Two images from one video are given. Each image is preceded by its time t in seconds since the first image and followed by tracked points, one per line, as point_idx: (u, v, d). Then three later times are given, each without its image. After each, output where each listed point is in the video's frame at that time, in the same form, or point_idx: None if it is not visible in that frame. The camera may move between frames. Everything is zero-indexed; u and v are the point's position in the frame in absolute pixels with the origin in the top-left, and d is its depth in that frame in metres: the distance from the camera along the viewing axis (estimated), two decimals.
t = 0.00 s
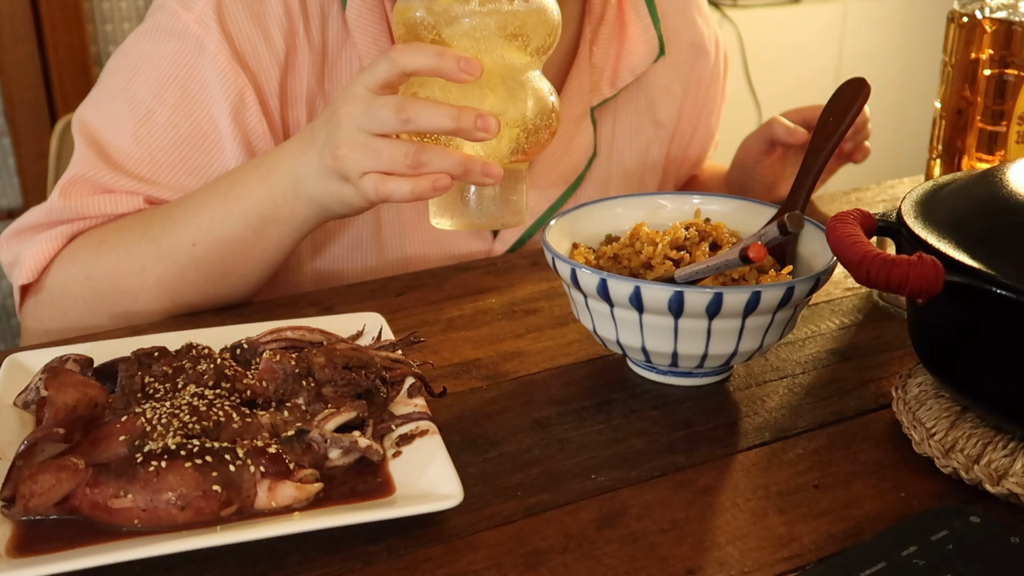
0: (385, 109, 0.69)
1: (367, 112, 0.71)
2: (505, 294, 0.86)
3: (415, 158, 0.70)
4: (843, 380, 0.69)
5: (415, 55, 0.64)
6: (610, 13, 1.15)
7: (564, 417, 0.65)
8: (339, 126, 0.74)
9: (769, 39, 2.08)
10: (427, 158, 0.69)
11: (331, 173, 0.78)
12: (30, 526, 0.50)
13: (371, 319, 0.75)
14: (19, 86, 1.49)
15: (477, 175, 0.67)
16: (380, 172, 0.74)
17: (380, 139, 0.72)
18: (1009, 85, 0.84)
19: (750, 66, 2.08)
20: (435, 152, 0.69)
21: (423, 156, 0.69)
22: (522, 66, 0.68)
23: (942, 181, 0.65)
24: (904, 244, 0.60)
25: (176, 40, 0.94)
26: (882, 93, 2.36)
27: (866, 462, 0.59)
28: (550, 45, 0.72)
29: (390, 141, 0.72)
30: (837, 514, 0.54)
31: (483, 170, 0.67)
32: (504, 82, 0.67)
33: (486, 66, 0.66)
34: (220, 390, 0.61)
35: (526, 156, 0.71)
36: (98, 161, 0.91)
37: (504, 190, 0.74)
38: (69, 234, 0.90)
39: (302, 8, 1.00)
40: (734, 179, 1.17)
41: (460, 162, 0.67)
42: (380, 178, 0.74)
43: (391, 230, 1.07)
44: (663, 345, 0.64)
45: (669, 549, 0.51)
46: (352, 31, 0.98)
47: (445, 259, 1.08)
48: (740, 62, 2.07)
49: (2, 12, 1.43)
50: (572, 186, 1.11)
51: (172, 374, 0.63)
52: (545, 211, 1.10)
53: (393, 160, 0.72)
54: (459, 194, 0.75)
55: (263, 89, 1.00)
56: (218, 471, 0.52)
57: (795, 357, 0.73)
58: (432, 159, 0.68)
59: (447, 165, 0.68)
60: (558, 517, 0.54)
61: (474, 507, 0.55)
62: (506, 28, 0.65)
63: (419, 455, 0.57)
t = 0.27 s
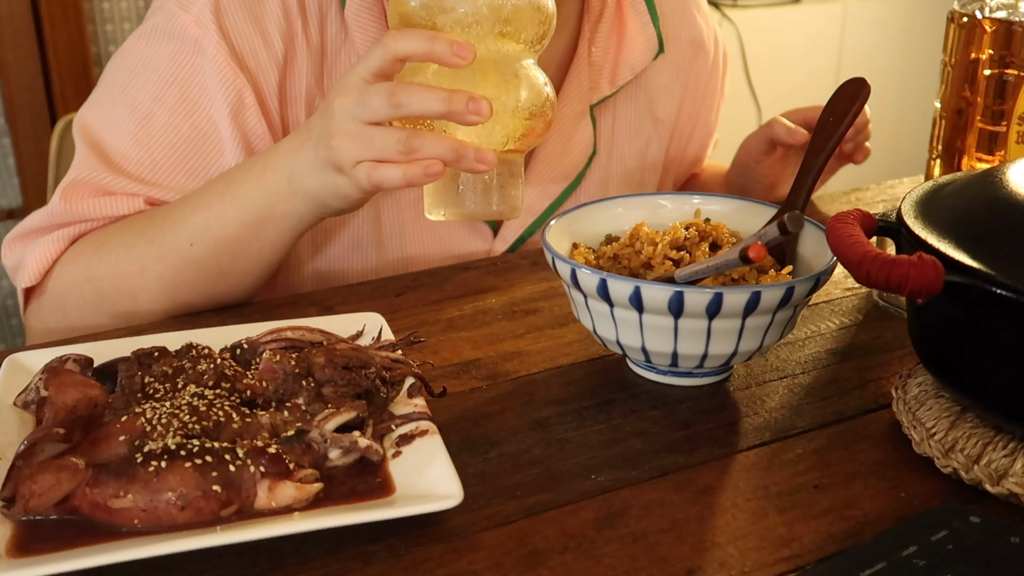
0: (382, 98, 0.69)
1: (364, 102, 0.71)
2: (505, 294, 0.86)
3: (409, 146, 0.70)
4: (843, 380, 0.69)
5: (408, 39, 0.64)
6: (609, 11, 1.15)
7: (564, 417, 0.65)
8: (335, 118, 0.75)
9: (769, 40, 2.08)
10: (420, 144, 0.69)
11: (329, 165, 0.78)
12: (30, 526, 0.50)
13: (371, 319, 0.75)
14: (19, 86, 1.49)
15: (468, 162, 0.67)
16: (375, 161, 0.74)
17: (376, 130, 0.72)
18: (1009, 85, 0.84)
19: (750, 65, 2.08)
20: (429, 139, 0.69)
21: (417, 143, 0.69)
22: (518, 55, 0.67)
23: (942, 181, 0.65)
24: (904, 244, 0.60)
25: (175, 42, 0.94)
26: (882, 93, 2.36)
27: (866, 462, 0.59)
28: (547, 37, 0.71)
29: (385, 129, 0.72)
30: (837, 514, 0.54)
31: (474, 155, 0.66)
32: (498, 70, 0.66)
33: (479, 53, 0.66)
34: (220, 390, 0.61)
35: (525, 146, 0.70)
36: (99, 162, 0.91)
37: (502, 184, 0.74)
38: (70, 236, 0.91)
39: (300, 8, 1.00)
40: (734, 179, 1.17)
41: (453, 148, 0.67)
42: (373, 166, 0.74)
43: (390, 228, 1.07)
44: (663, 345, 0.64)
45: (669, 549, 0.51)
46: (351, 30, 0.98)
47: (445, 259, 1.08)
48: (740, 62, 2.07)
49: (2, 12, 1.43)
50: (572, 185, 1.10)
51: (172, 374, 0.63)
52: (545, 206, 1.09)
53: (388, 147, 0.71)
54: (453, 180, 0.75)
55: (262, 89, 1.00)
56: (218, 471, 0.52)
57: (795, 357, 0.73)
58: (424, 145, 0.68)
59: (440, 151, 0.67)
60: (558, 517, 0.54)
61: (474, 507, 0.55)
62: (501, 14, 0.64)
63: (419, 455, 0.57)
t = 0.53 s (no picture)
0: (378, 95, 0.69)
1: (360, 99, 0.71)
2: (505, 294, 0.86)
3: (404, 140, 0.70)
4: (843, 380, 0.69)
5: (405, 35, 0.64)
6: (608, 8, 1.15)
7: (564, 417, 0.65)
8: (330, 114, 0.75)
9: (769, 40, 2.08)
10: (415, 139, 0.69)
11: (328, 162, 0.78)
12: (30, 526, 0.50)
13: (371, 319, 0.75)
14: (19, 86, 1.49)
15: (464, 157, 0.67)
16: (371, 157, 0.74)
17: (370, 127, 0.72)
18: (1009, 85, 0.85)
19: (750, 66, 2.08)
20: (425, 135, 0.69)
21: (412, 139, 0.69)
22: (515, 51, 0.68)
23: (942, 181, 0.65)
24: (904, 244, 0.60)
25: (174, 43, 0.94)
26: (882, 93, 2.36)
27: (866, 462, 0.59)
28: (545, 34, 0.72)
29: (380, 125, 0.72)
30: (837, 514, 0.54)
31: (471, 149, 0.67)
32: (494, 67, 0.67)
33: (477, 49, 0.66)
34: (220, 390, 0.61)
35: (523, 142, 0.71)
36: (100, 164, 0.91)
37: (500, 181, 0.74)
38: (72, 238, 0.91)
39: (299, 7, 1.00)
40: (734, 179, 1.17)
41: (450, 143, 0.67)
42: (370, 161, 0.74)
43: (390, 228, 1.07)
44: (663, 345, 0.64)
45: (669, 549, 0.51)
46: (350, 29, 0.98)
47: (445, 259, 1.08)
48: (740, 62, 2.07)
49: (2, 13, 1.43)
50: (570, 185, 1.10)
51: (172, 373, 0.63)
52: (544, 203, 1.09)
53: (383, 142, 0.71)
54: (449, 176, 0.74)
55: (262, 90, 1.00)
56: (218, 471, 0.52)
57: (795, 357, 0.73)
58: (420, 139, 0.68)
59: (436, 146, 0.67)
60: (558, 517, 0.54)
61: (474, 507, 0.55)
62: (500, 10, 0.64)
63: (419, 454, 0.57)
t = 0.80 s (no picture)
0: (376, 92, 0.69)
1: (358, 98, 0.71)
2: (505, 294, 0.86)
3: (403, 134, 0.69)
4: (843, 380, 0.69)
5: (403, 29, 0.64)
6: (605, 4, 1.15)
7: (564, 417, 0.65)
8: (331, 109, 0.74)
9: (769, 39, 2.08)
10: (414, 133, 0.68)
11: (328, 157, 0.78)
12: (30, 526, 0.50)
13: (371, 319, 0.75)
14: (19, 86, 1.50)
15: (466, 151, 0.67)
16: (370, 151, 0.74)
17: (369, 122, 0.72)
18: (1009, 85, 0.85)
19: (750, 65, 2.08)
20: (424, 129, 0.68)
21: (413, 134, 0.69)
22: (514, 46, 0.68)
23: (942, 181, 0.65)
24: (904, 243, 0.59)
25: (173, 40, 0.94)
26: (883, 93, 2.36)
27: (866, 462, 0.59)
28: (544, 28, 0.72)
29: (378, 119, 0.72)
30: (837, 514, 0.54)
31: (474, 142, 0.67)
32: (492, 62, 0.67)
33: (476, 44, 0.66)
34: (220, 390, 0.61)
35: (520, 136, 0.71)
36: (100, 162, 0.91)
37: (499, 174, 0.74)
38: (73, 236, 0.91)
39: (296, 3, 1.00)
40: (734, 179, 1.17)
41: (450, 137, 0.67)
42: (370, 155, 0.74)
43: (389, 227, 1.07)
44: (663, 345, 0.64)
45: (668, 549, 0.51)
46: (347, 23, 0.98)
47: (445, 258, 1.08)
48: (740, 62, 2.07)
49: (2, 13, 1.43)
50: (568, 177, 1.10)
51: (172, 374, 0.63)
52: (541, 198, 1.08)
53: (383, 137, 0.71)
54: (449, 172, 0.74)
55: (260, 86, 1.00)
56: (218, 471, 0.52)
57: (795, 357, 0.73)
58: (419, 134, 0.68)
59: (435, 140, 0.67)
60: (558, 517, 0.54)
61: (474, 507, 0.55)
62: (499, 5, 0.64)
63: (419, 454, 0.57)
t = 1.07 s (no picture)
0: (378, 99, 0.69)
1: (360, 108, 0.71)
2: (505, 294, 0.86)
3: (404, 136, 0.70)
4: (843, 380, 0.69)
5: (404, 36, 0.64)
6: None
7: (564, 417, 0.65)
8: (332, 109, 0.74)
9: (769, 40, 2.08)
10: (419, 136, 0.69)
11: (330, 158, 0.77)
12: (30, 526, 0.50)
13: (371, 319, 0.75)
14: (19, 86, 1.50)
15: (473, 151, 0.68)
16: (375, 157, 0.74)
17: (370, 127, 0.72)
18: (1009, 85, 0.85)
19: (750, 65, 2.08)
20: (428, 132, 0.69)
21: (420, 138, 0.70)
22: (512, 44, 0.68)
23: (942, 181, 0.65)
24: (904, 244, 0.59)
25: (168, 31, 0.94)
26: (882, 93, 2.36)
27: (866, 462, 0.59)
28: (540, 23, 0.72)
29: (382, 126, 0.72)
30: (836, 514, 0.54)
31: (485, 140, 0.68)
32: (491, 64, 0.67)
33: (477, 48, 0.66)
34: (220, 390, 0.61)
35: (518, 135, 0.71)
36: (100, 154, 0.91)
37: (498, 165, 0.74)
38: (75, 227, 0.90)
39: None
40: (734, 179, 1.17)
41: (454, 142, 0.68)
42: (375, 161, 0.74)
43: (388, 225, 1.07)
44: (663, 345, 0.64)
45: (668, 549, 0.51)
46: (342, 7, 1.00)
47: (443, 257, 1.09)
48: (740, 62, 2.07)
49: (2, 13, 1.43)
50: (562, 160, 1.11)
51: (172, 374, 0.63)
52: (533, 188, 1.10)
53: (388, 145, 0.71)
54: (454, 171, 0.75)
55: (256, 73, 1.00)
56: (218, 471, 0.52)
57: (795, 357, 0.73)
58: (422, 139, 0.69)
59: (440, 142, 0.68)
60: (558, 517, 0.54)
61: (474, 507, 0.55)
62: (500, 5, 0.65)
63: (419, 454, 0.57)
